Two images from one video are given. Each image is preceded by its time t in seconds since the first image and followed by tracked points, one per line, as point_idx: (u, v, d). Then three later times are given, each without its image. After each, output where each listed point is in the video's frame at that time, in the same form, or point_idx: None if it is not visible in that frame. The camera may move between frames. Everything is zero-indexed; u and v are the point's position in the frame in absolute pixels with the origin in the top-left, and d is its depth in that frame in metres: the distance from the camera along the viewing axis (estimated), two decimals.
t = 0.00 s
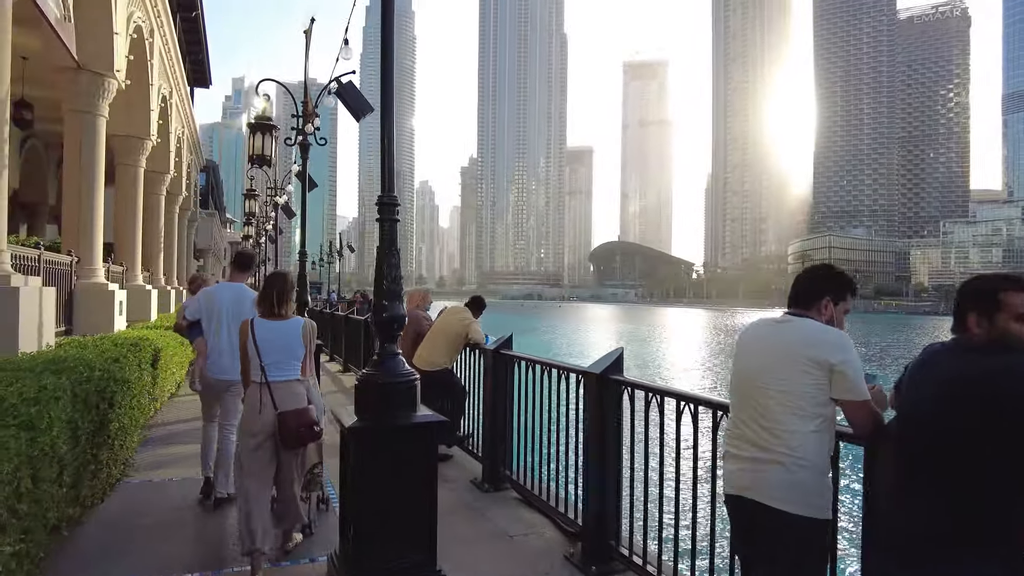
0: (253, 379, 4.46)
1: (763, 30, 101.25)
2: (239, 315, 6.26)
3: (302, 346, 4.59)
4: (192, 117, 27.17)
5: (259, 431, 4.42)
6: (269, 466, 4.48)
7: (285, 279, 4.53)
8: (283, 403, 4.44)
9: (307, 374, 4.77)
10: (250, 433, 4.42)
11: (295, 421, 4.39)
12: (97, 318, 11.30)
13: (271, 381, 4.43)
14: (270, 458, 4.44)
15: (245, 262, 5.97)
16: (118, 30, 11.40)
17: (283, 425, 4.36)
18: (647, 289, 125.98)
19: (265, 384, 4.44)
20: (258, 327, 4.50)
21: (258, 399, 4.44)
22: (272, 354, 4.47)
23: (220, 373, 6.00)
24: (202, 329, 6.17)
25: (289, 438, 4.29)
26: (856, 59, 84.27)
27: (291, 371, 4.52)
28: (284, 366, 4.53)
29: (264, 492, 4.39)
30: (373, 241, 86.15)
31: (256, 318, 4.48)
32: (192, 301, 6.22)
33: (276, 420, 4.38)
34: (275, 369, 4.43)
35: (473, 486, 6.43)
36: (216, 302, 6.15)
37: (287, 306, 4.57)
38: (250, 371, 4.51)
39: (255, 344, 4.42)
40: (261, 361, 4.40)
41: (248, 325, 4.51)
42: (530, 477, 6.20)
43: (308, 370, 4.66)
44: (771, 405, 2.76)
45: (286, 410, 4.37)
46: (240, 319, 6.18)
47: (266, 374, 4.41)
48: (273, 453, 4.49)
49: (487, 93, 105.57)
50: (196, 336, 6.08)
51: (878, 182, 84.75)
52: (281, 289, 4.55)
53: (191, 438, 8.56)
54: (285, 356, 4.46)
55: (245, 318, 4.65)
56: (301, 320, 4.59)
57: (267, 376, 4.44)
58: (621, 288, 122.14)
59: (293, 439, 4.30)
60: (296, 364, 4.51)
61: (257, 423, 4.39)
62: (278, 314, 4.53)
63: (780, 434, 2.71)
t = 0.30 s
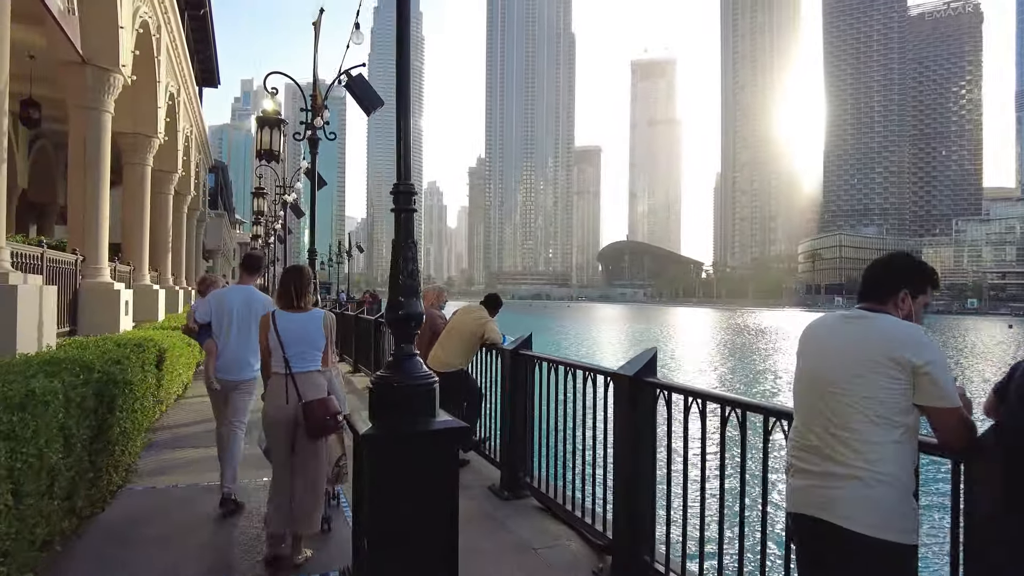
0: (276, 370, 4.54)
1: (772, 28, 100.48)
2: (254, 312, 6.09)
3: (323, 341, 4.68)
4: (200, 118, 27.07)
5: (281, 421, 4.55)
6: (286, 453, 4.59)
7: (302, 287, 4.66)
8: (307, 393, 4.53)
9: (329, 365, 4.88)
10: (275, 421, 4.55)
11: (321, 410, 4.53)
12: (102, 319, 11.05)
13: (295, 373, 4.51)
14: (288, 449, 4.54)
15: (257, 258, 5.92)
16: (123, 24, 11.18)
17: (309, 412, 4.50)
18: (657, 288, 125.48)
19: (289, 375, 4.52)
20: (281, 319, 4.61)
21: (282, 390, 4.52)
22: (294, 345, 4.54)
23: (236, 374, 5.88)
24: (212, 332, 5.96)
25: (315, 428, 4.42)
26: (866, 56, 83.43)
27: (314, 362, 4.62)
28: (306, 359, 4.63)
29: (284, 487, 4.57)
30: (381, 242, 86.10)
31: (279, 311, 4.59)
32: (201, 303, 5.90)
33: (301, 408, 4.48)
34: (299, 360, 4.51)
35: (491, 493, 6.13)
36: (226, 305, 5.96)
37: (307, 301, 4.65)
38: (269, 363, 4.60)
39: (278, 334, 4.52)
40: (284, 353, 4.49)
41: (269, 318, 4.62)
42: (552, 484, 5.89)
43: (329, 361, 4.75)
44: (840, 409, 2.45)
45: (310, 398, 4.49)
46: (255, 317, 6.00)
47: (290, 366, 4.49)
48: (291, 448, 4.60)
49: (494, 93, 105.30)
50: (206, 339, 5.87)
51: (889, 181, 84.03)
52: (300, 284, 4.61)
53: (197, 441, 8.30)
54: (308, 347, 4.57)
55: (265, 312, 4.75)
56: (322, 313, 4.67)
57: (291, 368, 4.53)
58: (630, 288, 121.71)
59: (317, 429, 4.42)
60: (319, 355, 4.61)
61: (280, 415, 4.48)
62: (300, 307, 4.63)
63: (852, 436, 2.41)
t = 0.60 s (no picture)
0: (297, 379, 4.46)
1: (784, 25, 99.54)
2: (267, 322, 6.05)
3: (344, 351, 4.58)
4: (213, 118, 26.98)
5: (301, 431, 4.38)
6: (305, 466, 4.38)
7: (324, 292, 4.57)
8: (326, 404, 4.38)
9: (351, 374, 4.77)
10: (295, 430, 4.40)
11: (340, 421, 4.35)
12: (111, 322, 10.80)
13: (314, 385, 4.40)
14: (306, 460, 4.35)
15: (269, 266, 5.79)
16: (133, 21, 10.94)
17: (328, 423, 4.34)
18: (668, 288, 124.86)
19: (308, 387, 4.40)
20: (302, 332, 4.51)
21: (304, 400, 4.42)
22: (316, 357, 4.42)
23: (241, 373, 5.88)
24: (224, 330, 5.98)
25: (336, 438, 4.24)
26: (880, 53, 82.41)
27: (334, 376, 4.46)
28: (327, 372, 4.48)
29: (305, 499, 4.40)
30: (393, 242, 86.39)
31: (297, 321, 4.46)
32: (216, 299, 6.01)
33: (319, 421, 4.32)
34: (319, 373, 4.41)
35: (516, 509, 5.80)
36: (239, 302, 5.98)
37: (328, 308, 4.51)
38: (293, 371, 4.54)
39: (299, 345, 4.38)
40: (304, 364, 4.38)
41: (290, 330, 4.48)
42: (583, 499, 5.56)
43: (351, 371, 4.65)
44: (955, 441, 2.09)
45: (330, 410, 4.32)
46: (268, 325, 5.99)
47: (310, 376, 4.38)
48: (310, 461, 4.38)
49: (504, 92, 104.93)
50: (217, 336, 5.91)
51: (903, 179, 83.18)
52: (320, 294, 4.52)
53: (208, 450, 7.99)
54: (329, 359, 4.43)
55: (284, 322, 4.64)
56: (343, 322, 4.62)
57: (310, 377, 4.40)
58: (641, 287, 121.12)
59: (339, 438, 4.25)
60: (340, 367, 4.48)
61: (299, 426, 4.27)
62: (318, 314, 4.46)
63: (966, 468, 2.06)
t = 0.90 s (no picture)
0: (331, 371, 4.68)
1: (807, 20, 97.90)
2: (293, 325, 5.89)
3: (377, 344, 4.77)
4: (234, 116, 26.93)
5: (334, 420, 4.60)
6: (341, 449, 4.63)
7: (361, 288, 4.89)
8: (360, 394, 4.61)
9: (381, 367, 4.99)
10: (327, 420, 4.62)
11: (370, 413, 4.55)
12: (133, 320, 10.59)
13: (348, 373, 4.63)
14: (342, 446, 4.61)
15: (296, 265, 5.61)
16: (155, 15, 10.73)
17: (359, 413, 4.54)
18: (687, 288, 123.80)
19: (342, 375, 4.65)
20: (338, 323, 4.75)
21: (336, 388, 4.64)
22: (348, 347, 4.65)
23: (271, 373, 5.69)
24: (251, 331, 5.82)
25: (366, 428, 4.45)
26: (906, 49, 80.65)
27: (367, 366, 4.70)
28: (360, 361, 4.72)
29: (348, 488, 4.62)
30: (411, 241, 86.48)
31: (335, 314, 4.71)
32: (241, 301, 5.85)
33: (352, 410, 4.55)
34: (353, 362, 4.64)
35: (555, 519, 5.47)
36: (266, 306, 5.80)
37: (364, 303, 4.84)
38: (328, 362, 4.77)
39: (334, 338, 4.62)
40: (339, 354, 4.61)
41: (327, 321, 4.72)
42: (629, 508, 5.20)
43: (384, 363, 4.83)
44: None
45: (362, 400, 4.56)
46: (294, 327, 5.80)
47: (344, 366, 4.60)
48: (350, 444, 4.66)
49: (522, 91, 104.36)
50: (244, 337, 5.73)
51: (929, 177, 81.55)
52: (358, 289, 4.78)
53: (230, 454, 7.67)
54: (363, 349, 4.66)
55: (323, 316, 4.89)
56: (377, 316, 4.80)
57: (345, 369, 4.65)
58: (660, 287, 120.05)
59: (369, 428, 4.46)
60: (373, 358, 4.72)
61: (337, 416, 4.55)
62: (355, 309, 4.79)
63: None
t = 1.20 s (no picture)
0: (369, 375, 4.73)
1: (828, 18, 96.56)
2: (322, 319, 6.58)
3: (412, 350, 4.88)
4: (253, 116, 26.90)
5: (372, 425, 4.70)
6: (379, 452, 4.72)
7: (398, 294, 4.98)
8: (399, 397, 4.70)
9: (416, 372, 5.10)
10: (364, 426, 4.71)
11: (408, 418, 4.65)
12: (151, 322, 10.38)
13: (385, 377, 4.70)
14: (383, 446, 4.70)
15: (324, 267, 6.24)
16: (175, 10, 10.52)
17: (398, 419, 4.63)
18: (704, 289, 122.86)
19: (380, 381, 4.71)
20: (375, 329, 4.83)
21: (375, 393, 4.69)
22: (385, 352, 4.74)
23: (298, 369, 6.35)
24: (282, 329, 6.47)
25: (404, 430, 4.54)
26: (929, 45, 79.18)
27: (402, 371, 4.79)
28: (395, 365, 4.81)
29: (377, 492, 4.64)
30: (428, 242, 86.58)
31: (373, 319, 4.83)
32: (273, 303, 6.49)
33: (391, 413, 4.64)
34: (391, 368, 4.71)
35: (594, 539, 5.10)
36: (296, 307, 6.47)
37: (400, 309, 4.92)
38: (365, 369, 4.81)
39: (370, 342, 4.74)
40: (376, 360, 4.68)
41: (365, 326, 4.81)
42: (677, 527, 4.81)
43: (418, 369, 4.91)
44: None
45: (401, 404, 4.63)
46: (324, 324, 6.51)
47: (381, 372, 4.67)
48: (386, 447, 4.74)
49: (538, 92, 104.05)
50: (276, 334, 6.36)
51: (952, 176, 80.11)
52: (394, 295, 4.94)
53: (248, 462, 7.38)
54: (399, 355, 4.75)
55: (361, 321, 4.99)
56: (412, 322, 4.94)
57: (382, 374, 4.72)
58: (677, 286, 119.07)
59: (407, 431, 4.55)
60: (409, 363, 4.81)
61: (372, 417, 4.62)
62: (393, 314, 4.86)
63: None
